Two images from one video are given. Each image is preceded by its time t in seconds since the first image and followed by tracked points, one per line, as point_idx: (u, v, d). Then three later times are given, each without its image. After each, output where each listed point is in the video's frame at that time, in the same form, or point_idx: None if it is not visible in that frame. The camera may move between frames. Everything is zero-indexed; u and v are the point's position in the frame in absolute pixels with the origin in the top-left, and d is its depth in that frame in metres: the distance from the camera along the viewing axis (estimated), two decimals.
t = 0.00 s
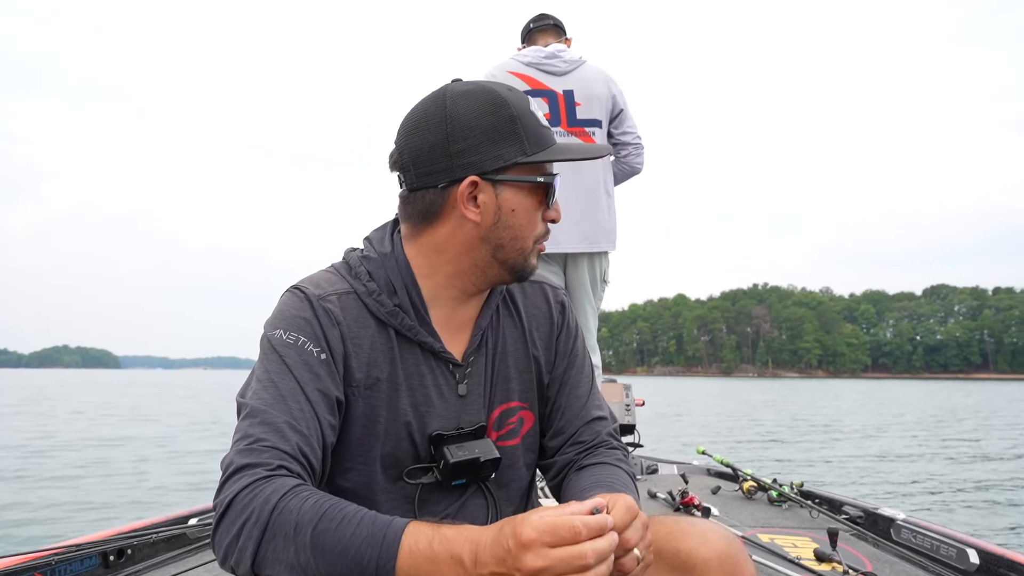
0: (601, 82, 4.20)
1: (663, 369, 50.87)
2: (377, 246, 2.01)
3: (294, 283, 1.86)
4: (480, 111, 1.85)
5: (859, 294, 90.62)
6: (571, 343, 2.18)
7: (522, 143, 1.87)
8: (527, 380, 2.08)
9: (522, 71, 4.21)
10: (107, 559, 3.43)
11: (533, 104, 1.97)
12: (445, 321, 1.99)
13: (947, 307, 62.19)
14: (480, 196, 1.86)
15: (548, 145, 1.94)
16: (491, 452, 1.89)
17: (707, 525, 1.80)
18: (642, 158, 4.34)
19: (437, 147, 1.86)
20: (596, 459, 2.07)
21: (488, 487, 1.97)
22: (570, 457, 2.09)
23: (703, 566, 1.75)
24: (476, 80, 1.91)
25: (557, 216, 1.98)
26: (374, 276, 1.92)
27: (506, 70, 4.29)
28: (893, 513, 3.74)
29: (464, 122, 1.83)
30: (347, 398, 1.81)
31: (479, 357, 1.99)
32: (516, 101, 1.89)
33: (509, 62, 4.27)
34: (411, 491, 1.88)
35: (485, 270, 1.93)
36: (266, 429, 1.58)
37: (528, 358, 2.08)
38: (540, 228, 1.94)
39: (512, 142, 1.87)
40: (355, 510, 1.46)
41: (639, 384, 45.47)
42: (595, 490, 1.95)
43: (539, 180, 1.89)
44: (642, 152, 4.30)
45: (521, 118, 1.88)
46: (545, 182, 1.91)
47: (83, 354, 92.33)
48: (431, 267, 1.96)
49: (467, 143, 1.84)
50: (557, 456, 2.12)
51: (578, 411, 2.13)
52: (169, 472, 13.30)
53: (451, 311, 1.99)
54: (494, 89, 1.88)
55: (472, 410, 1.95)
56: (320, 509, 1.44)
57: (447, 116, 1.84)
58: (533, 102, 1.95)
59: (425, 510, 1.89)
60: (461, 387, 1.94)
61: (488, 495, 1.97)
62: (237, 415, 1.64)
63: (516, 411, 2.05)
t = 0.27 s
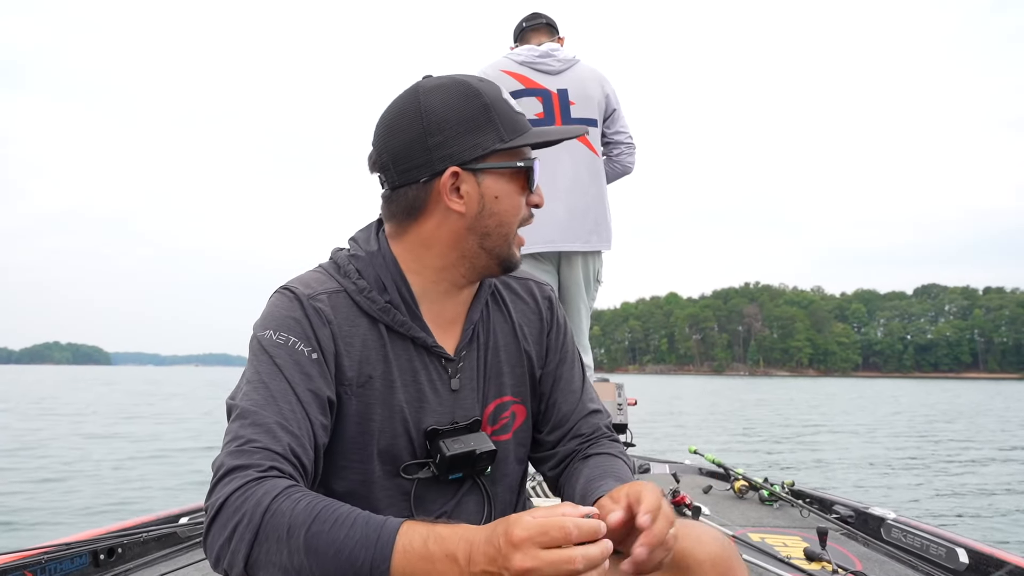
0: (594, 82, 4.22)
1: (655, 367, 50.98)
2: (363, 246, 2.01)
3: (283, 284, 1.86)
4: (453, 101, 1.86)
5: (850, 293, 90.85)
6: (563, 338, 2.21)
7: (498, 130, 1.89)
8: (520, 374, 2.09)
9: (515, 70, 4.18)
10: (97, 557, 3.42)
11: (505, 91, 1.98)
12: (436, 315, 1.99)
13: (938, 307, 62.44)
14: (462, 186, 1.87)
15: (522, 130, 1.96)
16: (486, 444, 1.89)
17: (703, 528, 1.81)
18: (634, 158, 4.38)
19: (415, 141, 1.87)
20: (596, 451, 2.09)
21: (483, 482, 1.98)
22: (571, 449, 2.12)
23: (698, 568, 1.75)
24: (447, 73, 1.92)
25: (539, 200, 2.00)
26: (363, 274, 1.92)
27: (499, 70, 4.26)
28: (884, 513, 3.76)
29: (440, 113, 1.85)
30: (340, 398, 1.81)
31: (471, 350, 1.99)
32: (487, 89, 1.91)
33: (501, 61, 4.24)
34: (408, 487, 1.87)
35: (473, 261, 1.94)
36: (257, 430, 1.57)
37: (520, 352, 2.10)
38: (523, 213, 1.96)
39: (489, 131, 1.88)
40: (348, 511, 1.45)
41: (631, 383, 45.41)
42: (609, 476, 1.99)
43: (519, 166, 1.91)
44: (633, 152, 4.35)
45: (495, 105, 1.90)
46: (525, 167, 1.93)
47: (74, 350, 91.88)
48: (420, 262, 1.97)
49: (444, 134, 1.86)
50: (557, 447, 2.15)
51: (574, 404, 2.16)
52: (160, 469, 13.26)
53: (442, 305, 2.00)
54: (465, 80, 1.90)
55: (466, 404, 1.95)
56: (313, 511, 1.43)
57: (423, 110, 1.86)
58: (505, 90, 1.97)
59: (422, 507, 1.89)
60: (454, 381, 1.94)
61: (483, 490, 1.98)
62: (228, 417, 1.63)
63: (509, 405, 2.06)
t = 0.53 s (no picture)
0: (590, 86, 4.23)
1: (652, 369, 50.92)
2: (329, 256, 2.00)
3: (254, 302, 1.81)
4: (431, 111, 1.85)
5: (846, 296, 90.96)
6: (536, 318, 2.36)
7: (474, 141, 1.90)
8: (501, 363, 2.18)
9: (511, 75, 4.17)
10: (94, 562, 3.40)
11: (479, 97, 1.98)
12: (413, 319, 2.03)
13: (934, 309, 62.53)
14: (437, 197, 1.89)
15: (495, 138, 1.97)
16: (479, 438, 1.95)
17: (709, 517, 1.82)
18: (632, 160, 4.37)
19: (390, 150, 1.85)
20: (585, 408, 2.34)
21: (477, 476, 2.03)
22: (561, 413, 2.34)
23: (707, 557, 1.75)
24: (422, 77, 1.90)
25: (507, 206, 2.04)
26: (336, 285, 1.92)
27: (495, 74, 4.25)
28: (883, 517, 3.76)
29: (417, 121, 1.84)
30: (328, 410, 1.79)
31: (450, 349, 2.05)
32: (464, 96, 1.91)
33: (498, 66, 4.22)
34: (407, 490, 1.90)
35: (447, 268, 1.98)
36: (254, 451, 1.52)
37: (497, 341, 2.20)
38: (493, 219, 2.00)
39: (466, 142, 1.89)
40: (366, 524, 1.42)
41: (628, 385, 45.29)
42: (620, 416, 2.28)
43: (493, 176, 1.94)
44: (632, 154, 4.33)
45: (470, 116, 1.90)
46: (498, 178, 1.95)
47: (69, 351, 91.58)
48: (394, 269, 1.99)
49: (421, 144, 1.85)
50: (551, 413, 2.34)
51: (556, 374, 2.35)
52: (157, 472, 13.21)
53: (416, 309, 2.04)
54: (441, 85, 1.88)
55: (452, 401, 1.99)
56: (329, 529, 1.40)
57: (399, 119, 1.84)
58: (479, 96, 1.97)
59: (422, 506, 1.93)
60: (440, 380, 1.98)
61: (478, 482, 2.03)
62: (219, 444, 1.57)
63: (495, 394, 2.14)
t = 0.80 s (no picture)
0: (589, 87, 4.24)
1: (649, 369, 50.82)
2: (321, 256, 1.99)
3: (252, 306, 1.79)
4: (419, 101, 1.87)
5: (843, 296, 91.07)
6: (497, 298, 2.46)
7: (462, 129, 1.94)
8: (488, 349, 2.24)
9: (509, 76, 4.17)
10: (94, 563, 3.40)
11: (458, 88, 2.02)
12: (408, 312, 2.05)
13: (930, 309, 62.64)
14: (432, 187, 1.91)
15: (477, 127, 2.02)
16: (483, 421, 1.97)
17: (718, 515, 1.82)
18: (631, 159, 4.36)
19: (385, 143, 1.85)
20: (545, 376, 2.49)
21: (479, 462, 2.05)
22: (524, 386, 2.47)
23: (714, 546, 1.75)
24: (405, 72, 1.92)
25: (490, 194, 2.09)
26: (333, 284, 1.91)
27: (494, 75, 4.25)
28: (882, 517, 3.77)
29: (409, 114, 1.85)
30: (332, 411, 1.78)
31: (446, 338, 2.09)
32: (446, 87, 1.94)
33: (496, 67, 4.22)
34: (417, 479, 1.91)
35: (440, 257, 2.00)
36: (258, 457, 1.50)
37: (481, 325, 2.26)
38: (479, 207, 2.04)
39: (454, 129, 1.92)
40: (368, 547, 1.38)
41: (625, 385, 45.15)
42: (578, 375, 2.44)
43: (481, 162, 1.97)
44: (630, 154, 4.33)
45: (456, 105, 1.94)
46: (484, 164, 2.00)
47: (65, 351, 91.27)
48: (388, 262, 1.99)
49: (414, 135, 1.87)
50: (517, 389, 2.46)
51: (519, 350, 2.46)
52: (154, 472, 13.19)
53: (411, 301, 2.05)
54: (426, 79, 1.91)
55: (450, 390, 2.02)
56: (330, 552, 1.37)
57: (390, 111, 1.85)
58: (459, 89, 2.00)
59: (432, 493, 1.94)
60: (439, 369, 2.01)
61: (481, 468, 2.06)
62: (220, 452, 1.55)
63: (487, 379, 2.18)
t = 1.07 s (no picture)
0: (587, 83, 4.23)
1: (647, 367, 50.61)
2: (317, 252, 1.99)
3: (249, 302, 1.79)
4: (407, 95, 1.87)
5: (840, 294, 91.04)
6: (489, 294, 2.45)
7: (449, 122, 1.93)
8: (484, 346, 2.23)
9: (508, 73, 4.17)
10: (96, 559, 3.40)
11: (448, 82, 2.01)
12: (402, 308, 2.06)
13: (927, 307, 62.66)
14: (422, 180, 1.91)
15: (467, 120, 2.01)
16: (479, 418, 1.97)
17: (713, 507, 1.82)
18: (631, 156, 4.35)
19: (373, 138, 1.85)
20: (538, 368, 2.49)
21: (475, 459, 2.06)
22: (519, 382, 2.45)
23: (710, 539, 1.75)
24: (393, 68, 1.91)
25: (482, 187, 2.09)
26: (329, 280, 1.91)
27: (492, 73, 4.25)
28: (883, 513, 3.77)
29: (396, 109, 1.85)
30: (330, 406, 1.78)
31: (441, 335, 2.09)
32: (433, 81, 1.93)
33: (495, 64, 4.21)
34: (412, 476, 1.91)
35: (433, 251, 2.00)
36: (258, 450, 1.49)
37: (477, 323, 2.25)
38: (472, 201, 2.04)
39: (441, 123, 1.92)
40: (368, 537, 1.36)
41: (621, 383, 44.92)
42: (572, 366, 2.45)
43: (471, 156, 1.97)
44: (629, 150, 4.32)
45: (443, 98, 1.93)
46: (474, 157, 1.99)
47: (61, 349, 91.10)
48: (381, 258, 2.00)
49: (402, 129, 1.86)
50: (511, 385, 2.45)
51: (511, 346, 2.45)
52: (151, 470, 13.17)
53: (405, 296, 2.06)
54: (413, 73, 1.90)
55: (446, 386, 2.03)
56: (329, 541, 1.34)
57: (377, 105, 1.84)
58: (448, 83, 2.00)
59: (426, 490, 1.94)
60: (434, 366, 2.01)
61: (477, 464, 2.06)
62: (220, 445, 1.54)
63: (483, 375, 2.18)
